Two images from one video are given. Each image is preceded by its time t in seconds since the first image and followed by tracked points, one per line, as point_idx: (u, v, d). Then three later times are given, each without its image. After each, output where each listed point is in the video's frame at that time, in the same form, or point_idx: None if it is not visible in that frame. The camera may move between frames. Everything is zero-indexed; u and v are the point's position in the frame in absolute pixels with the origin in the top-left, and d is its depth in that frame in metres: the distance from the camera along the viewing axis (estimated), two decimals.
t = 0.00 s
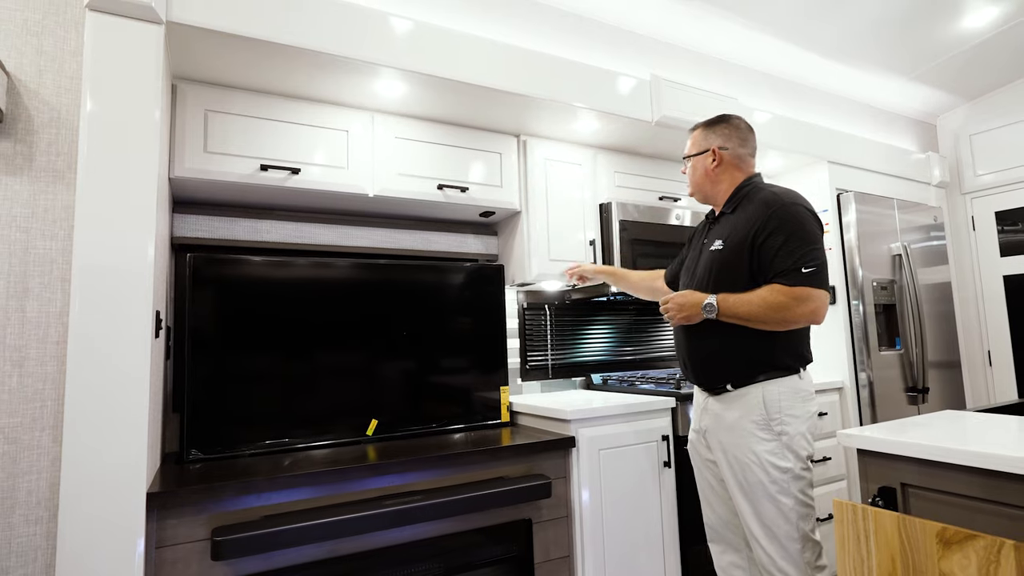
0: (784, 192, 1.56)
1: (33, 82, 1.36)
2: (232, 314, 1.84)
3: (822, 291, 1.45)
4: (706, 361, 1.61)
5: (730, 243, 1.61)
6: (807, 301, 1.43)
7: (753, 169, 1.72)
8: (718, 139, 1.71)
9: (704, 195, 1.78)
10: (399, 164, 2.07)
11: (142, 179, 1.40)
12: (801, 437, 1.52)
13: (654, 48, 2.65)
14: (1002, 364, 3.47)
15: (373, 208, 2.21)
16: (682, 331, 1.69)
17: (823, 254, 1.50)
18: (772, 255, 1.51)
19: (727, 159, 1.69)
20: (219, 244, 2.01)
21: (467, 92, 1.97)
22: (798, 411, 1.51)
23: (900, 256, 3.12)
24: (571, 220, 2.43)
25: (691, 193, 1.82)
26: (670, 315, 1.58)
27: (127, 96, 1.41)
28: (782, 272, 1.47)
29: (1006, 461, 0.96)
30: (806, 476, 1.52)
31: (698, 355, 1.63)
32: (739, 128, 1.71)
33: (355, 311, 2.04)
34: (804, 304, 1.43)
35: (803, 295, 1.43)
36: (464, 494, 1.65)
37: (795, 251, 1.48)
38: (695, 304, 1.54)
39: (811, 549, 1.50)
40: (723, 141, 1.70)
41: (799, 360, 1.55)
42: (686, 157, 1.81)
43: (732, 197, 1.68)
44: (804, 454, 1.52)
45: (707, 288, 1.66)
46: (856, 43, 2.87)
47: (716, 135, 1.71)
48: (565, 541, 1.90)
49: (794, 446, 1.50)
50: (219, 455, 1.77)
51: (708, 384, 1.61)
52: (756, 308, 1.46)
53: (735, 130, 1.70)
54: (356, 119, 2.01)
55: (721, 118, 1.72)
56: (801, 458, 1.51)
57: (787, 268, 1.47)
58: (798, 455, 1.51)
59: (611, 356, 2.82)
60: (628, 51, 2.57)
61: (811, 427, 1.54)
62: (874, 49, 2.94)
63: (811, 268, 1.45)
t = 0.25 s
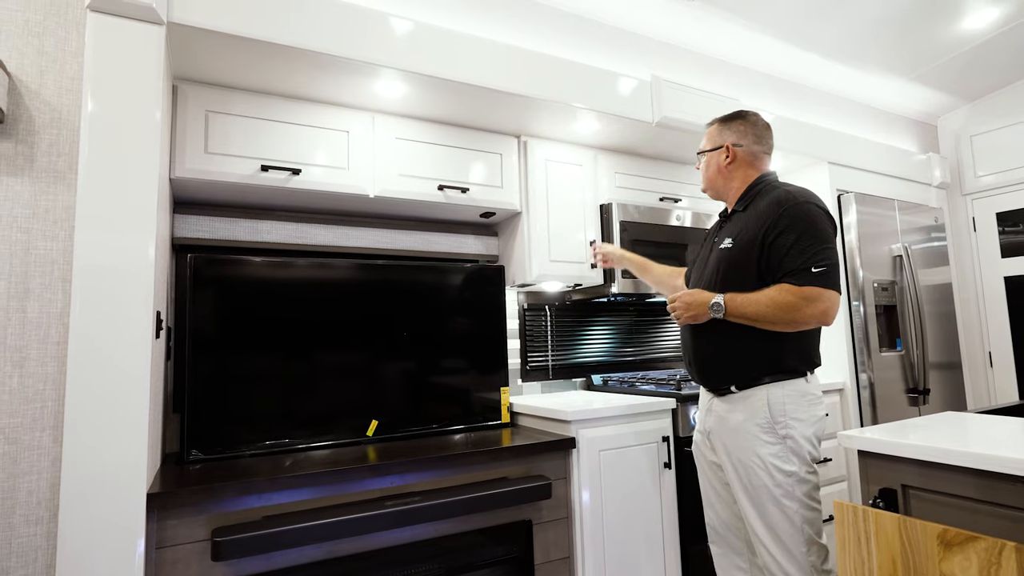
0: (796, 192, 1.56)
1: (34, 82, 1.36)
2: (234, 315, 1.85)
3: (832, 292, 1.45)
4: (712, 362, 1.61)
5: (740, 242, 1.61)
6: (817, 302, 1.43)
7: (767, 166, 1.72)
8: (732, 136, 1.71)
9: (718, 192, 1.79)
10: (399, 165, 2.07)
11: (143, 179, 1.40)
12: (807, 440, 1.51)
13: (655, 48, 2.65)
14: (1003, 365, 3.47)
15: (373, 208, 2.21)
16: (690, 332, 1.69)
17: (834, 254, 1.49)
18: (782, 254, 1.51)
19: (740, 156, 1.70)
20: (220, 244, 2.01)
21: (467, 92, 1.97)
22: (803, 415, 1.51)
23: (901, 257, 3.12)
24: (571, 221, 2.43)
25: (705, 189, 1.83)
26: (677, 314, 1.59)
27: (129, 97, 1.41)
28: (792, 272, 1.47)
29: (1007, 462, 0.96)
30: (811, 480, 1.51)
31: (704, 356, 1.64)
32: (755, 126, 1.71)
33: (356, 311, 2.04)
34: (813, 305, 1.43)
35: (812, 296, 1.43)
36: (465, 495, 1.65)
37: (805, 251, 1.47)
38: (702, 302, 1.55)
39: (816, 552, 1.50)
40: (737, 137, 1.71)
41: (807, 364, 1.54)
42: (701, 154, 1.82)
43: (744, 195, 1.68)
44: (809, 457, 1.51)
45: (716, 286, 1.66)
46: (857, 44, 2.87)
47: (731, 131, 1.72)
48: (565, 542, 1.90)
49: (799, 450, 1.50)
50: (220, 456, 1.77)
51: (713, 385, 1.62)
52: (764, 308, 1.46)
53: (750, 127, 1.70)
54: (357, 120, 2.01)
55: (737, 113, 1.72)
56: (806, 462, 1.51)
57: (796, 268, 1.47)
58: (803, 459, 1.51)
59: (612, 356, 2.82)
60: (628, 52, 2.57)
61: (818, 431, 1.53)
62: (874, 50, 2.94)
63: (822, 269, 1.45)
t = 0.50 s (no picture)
0: (804, 193, 1.54)
1: (34, 82, 1.36)
2: (234, 315, 1.85)
3: (832, 297, 1.43)
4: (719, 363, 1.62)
5: (745, 244, 1.61)
6: (815, 307, 1.42)
7: (783, 164, 1.69)
8: (746, 133, 1.70)
9: (732, 188, 1.78)
10: (400, 165, 2.07)
11: (143, 179, 1.40)
12: (814, 445, 1.50)
13: (656, 49, 2.65)
14: (1003, 367, 3.46)
15: (374, 209, 2.21)
16: (699, 332, 1.70)
17: (839, 258, 1.46)
18: (785, 256, 1.51)
19: (754, 154, 1.69)
20: (220, 245, 2.01)
21: (468, 93, 1.97)
22: (811, 419, 1.49)
23: (902, 258, 3.12)
24: (572, 222, 2.43)
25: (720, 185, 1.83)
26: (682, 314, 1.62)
27: (129, 97, 1.41)
28: (792, 276, 1.47)
29: (1008, 464, 0.95)
30: (819, 485, 1.50)
31: (712, 356, 1.65)
32: (772, 123, 1.68)
33: (356, 312, 2.04)
34: (811, 310, 1.42)
35: (810, 301, 1.42)
36: (465, 496, 1.65)
37: (807, 255, 1.46)
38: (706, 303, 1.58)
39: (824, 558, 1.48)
40: (752, 134, 1.69)
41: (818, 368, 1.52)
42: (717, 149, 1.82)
43: (755, 195, 1.68)
44: (817, 462, 1.50)
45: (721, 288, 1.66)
46: (858, 45, 2.87)
47: (745, 129, 1.70)
48: (565, 543, 1.89)
49: (806, 454, 1.49)
50: (220, 456, 1.77)
51: (721, 385, 1.62)
52: (761, 312, 1.46)
53: (765, 124, 1.68)
54: (357, 121, 2.01)
55: (754, 110, 1.70)
56: (813, 466, 1.50)
57: (797, 272, 1.46)
58: (810, 463, 1.50)
59: (612, 357, 2.82)
60: (629, 52, 2.56)
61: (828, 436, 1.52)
62: (875, 50, 2.93)
63: (822, 273, 1.44)
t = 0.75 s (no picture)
0: (804, 194, 1.49)
1: (33, 82, 1.36)
2: (234, 314, 1.85)
3: (828, 302, 1.38)
4: (730, 365, 1.60)
5: (746, 247, 1.59)
6: (809, 313, 1.38)
7: (793, 160, 1.64)
8: (753, 129, 1.67)
9: (742, 185, 1.76)
10: (399, 165, 2.07)
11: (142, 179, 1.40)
12: (828, 448, 1.44)
13: (656, 49, 2.65)
14: (1004, 367, 3.46)
15: (373, 209, 2.21)
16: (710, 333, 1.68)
17: (839, 261, 1.41)
18: (782, 261, 1.48)
19: (760, 150, 1.66)
20: (220, 244, 2.01)
21: (467, 93, 1.97)
22: (823, 422, 1.44)
23: (902, 258, 3.12)
24: (572, 222, 2.42)
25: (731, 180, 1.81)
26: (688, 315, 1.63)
27: (128, 96, 1.41)
28: (787, 281, 1.44)
29: (1009, 464, 0.95)
30: (835, 490, 1.43)
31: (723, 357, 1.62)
32: (778, 119, 1.64)
33: (356, 311, 2.04)
34: (805, 316, 1.38)
35: (804, 307, 1.38)
36: (464, 496, 1.64)
37: (802, 259, 1.43)
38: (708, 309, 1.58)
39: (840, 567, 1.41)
40: (758, 131, 1.66)
41: (832, 370, 1.47)
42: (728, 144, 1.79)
43: (761, 194, 1.65)
44: (831, 466, 1.44)
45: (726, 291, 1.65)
46: (858, 45, 2.86)
47: (752, 124, 1.67)
48: (565, 543, 1.89)
49: (818, 457, 1.44)
50: (219, 456, 1.76)
51: (734, 386, 1.60)
52: (759, 318, 1.45)
53: (772, 119, 1.64)
54: (357, 121, 2.01)
55: (763, 105, 1.66)
56: (827, 470, 1.44)
57: (792, 277, 1.43)
58: (824, 467, 1.44)
59: (612, 357, 2.82)
60: (629, 52, 2.56)
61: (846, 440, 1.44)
62: (876, 50, 2.93)
63: (816, 278, 1.39)
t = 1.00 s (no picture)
0: (797, 195, 1.47)
1: (30, 81, 1.36)
2: (233, 314, 1.84)
3: (814, 306, 1.36)
4: (733, 364, 1.60)
5: (744, 250, 1.59)
6: (796, 317, 1.37)
7: (795, 158, 1.61)
8: (754, 128, 1.65)
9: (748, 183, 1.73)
10: (398, 165, 2.06)
11: (140, 179, 1.40)
12: (830, 449, 1.43)
13: (656, 49, 2.65)
14: (1004, 367, 3.46)
15: (372, 209, 2.20)
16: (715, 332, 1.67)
17: (828, 263, 1.38)
18: (773, 264, 1.46)
19: (761, 150, 1.63)
20: (218, 244, 2.00)
21: (466, 92, 1.97)
22: (824, 422, 1.43)
23: (901, 258, 3.12)
24: (571, 222, 2.42)
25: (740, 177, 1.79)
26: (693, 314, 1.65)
27: (126, 96, 1.40)
28: (776, 285, 1.43)
29: (1009, 465, 0.94)
30: (838, 492, 1.42)
31: (727, 357, 1.62)
32: (780, 117, 1.60)
33: (355, 311, 2.03)
34: (792, 320, 1.37)
35: (790, 311, 1.37)
36: (463, 496, 1.64)
37: (791, 262, 1.41)
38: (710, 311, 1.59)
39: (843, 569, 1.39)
40: (760, 130, 1.63)
41: (835, 370, 1.46)
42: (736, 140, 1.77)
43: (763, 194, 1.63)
44: (833, 467, 1.42)
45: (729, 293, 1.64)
46: (858, 45, 2.86)
47: (753, 123, 1.65)
48: (565, 544, 1.89)
49: (819, 458, 1.43)
50: (218, 456, 1.76)
51: (739, 385, 1.60)
52: (751, 322, 1.46)
53: (773, 118, 1.61)
54: (355, 120, 2.00)
55: (767, 103, 1.62)
56: (829, 471, 1.42)
57: (780, 280, 1.42)
58: (826, 467, 1.43)
59: (611, 358, 2.82)
60: (628, 52, 2.56)
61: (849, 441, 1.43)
62: (875, 50, 2.93)
63: (803, 281, 1.37)
